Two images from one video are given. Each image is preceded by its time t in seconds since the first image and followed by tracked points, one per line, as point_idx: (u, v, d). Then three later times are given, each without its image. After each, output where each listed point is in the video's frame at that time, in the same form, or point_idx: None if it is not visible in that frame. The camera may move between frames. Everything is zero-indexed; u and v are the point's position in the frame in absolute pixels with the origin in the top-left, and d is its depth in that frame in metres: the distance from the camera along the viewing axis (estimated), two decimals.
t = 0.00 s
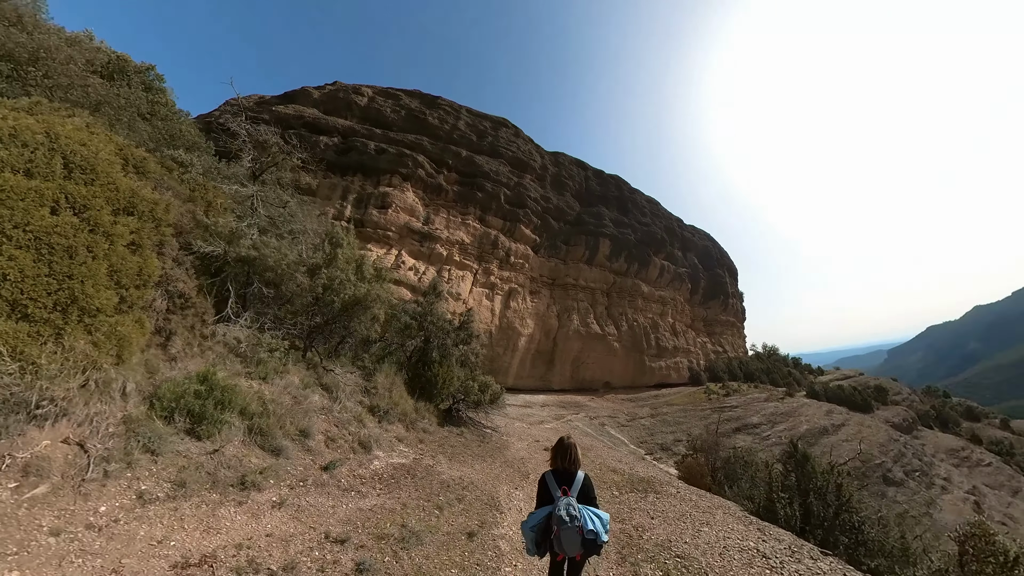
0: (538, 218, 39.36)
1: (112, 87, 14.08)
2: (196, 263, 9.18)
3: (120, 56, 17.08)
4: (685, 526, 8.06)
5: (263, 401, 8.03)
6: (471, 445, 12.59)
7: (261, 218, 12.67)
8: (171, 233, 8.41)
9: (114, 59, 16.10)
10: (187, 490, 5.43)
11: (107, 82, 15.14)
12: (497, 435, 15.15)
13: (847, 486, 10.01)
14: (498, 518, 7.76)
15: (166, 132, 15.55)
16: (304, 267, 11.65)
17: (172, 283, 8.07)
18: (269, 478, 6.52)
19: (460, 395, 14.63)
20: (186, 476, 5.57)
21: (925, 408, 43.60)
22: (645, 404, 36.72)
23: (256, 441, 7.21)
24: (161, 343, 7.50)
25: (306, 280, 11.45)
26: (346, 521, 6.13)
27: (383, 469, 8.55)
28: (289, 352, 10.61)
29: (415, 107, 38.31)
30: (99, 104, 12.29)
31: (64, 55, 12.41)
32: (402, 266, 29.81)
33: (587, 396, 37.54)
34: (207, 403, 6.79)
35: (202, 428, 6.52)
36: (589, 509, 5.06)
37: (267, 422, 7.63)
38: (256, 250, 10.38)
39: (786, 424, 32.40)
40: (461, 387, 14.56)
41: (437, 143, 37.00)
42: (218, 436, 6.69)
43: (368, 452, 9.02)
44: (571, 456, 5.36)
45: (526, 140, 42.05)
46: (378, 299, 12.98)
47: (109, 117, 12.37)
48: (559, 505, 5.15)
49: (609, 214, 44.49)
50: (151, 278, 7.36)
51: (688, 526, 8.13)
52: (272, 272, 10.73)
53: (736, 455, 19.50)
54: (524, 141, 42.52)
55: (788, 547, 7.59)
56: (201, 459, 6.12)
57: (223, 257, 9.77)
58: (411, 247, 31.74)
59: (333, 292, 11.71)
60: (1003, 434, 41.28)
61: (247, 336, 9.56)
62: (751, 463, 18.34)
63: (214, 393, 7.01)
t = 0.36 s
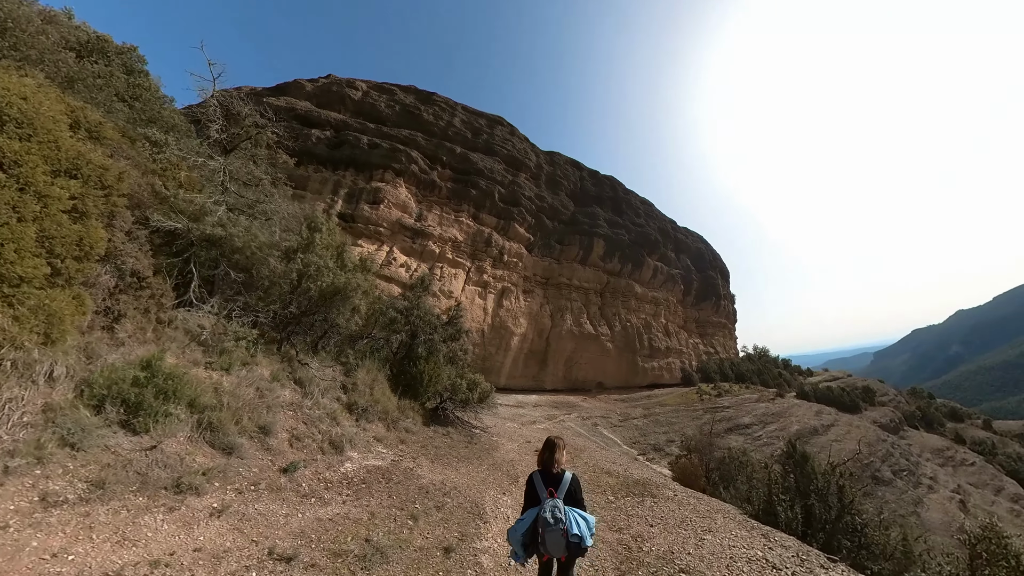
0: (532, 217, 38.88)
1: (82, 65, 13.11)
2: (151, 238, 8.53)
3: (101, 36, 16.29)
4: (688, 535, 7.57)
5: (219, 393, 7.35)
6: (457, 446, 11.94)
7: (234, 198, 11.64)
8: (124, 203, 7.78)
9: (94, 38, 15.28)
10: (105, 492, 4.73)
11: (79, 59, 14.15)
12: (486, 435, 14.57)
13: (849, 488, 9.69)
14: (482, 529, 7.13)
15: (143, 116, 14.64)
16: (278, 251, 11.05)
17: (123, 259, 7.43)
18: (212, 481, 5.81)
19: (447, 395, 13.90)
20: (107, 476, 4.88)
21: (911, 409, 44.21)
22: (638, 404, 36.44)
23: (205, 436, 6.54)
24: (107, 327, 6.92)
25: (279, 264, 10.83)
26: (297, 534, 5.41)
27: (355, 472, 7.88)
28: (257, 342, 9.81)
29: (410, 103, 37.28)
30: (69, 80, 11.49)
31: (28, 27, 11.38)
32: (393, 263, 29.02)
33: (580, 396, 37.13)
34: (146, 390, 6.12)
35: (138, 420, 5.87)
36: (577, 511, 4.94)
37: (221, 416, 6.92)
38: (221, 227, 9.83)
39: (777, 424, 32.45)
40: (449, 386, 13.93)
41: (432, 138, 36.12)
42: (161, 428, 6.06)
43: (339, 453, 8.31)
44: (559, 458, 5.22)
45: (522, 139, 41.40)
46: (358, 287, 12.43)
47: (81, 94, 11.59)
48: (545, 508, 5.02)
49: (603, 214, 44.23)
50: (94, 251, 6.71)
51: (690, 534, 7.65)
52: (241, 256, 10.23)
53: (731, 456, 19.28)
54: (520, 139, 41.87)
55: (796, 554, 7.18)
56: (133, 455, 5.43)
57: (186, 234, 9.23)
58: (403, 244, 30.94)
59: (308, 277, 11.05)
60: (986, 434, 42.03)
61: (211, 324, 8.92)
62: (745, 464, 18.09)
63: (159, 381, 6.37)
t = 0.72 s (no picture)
0: (532, 215, 38.26)
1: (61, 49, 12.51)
2: (110, 220, 8.15)
3: (86, 23, 15.76)
4: (705, 554, 6.94)
5: (172, 390, 6.74)
6: (448, 452, 11.29)
7: (216, 186, 11.14)
8: (76, 177, 7.36)
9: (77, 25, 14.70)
10: (6, 508, 3.87)
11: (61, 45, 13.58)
12: (480, 438, 13.93)
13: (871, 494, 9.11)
14: (471, 552, 6.46)
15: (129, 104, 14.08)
16: (254, 239, 10.31)
17: (68, 238, 6.99)
18: (146, 494, 5.06)
19: (441, 397, 13.18)
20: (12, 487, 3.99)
21: (916, 410, 43.55)
22: (639, 406, 35.79)
23: (148, 441, 5.83)
24: (50, 313, 6.49)
25: (255, 252, 10.18)
26: (240, 563, 4.65)
27: (327, 482, 7.24)
28: (226, 337, 9.15)
29: (408, 99, 36.65)
30: (46, 61, 10.98)
31: (0, 7, 10.76)
32: (389, 261, 28.39)
33: (580, 397, 36.53)
34: (76, 388, 5.42)
35: (64, 423, 5.15)
36: (579, 518, 4.72)
37: (170, 417, 6.24)
38: (188, 208, 9.11)
39: (780, 426, 31.83)
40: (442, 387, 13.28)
41: (430, 135, 35.48)
42: (95, 431, 5.38)
43: (313, 460, 7.72)
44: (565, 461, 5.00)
45: (521, 136, 40.71)
46: (342, 278, 11.58)
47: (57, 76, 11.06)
48: (547, 511, 4.85)
49: (604, 213, 43.60)
50: (31, 227, 6.17)
51: (707, 552, 7.02)
52: (212, 243, 9.63)
53: (737, 459, 18.65)
54: (519, 137, 41.19)
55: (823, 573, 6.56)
56: (52, 463, 4.65)
57: (150, 215, 8.75)
58: (400, 242, 30.34)
59: (286, 267, 10.25)
60: (992, 436, 41.37)
61: (178, 315, 8.40)
62: (751, 468, 17.42)
63: (94, 377, 5.68)
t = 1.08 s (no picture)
0: (531, 214, 37.71)
1: (39, 35, 12.00)
2: (63, 201, 7.42)
3: (69, 11, 15.24)
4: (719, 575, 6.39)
5: (116, 387, 6.05)
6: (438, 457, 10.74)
7: (188, 170, 10.53)
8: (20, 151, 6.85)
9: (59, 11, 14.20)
10: None
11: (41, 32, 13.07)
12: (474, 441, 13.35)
13: (892, 502, 8.57)
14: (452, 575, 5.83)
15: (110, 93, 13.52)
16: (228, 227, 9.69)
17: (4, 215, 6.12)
18: (64, 509, 4.39)
19: (433, 399, 12.60)
20: None
21: (921, 412, 42.91)
22: (640, 407, 35.18)
23: (81, 446, 5.12)
24: None
25: (229, 240, 9.51)
26: None
27: (293, 495, 6.66)
28: (192, 331, 8.68)
29: (405, 96, 36.14)
30: (18, 45, 10.51)
31: None
32: (386, 260, 27.80)
33: (580, 398, 35.92)
34: None
35: None
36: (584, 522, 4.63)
37: (110, 419, 5.54)
38: (152, 189, 8.30)
39: (784, 428, 31.23)
40: (434, 388, 12.68)
41: (427, 132, 34.96)
42: (16, 433, 4.63)
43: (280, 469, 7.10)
44: (572, 464, 4.92)
45: (520, 134, 40.19)
46: (325, 269, 11.05)
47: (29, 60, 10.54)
48: (551, 513, 4.77)
49: (604, 211, 43.04)
50: None
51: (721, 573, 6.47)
52: (180, 229, 8.94)
53: (744, 463, 18.03)
54: (518, 134, 40.66)
55: None
56: None
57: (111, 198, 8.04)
58: (397, 240, 29.76)
59: (266, 258, 9.79)
60: (999, 438, 40.67)
61: (141, 307, 7.76)
62: (757, 472, 16.80)
63: (13, 370, 4.89)
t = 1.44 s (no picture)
0: (530, 211, 37.17)
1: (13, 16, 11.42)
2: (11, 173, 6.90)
3: None
4: None
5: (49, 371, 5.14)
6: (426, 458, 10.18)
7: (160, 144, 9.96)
8: None
9: None
10: None
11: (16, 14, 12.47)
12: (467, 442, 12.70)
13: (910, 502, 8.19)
14: None
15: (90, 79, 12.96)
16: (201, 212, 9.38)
17: None
18: None
19: (424, 396, 12.03)
20: None
21: (924, 412, 42.40)
22: (641, 407, 34.59)
23: None
24: None
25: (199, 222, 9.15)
26: None
27: (250, 501, 5.87)
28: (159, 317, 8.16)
29: (403, 91, 35.59)
30: None
31: None
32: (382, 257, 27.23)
33: (580, 398, 35.34)
34: None
35: None
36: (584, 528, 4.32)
37: (37, 407, 4.60)
38: (112, 162, 7.81)
39: (788, 428, 30.69)
40: (425, 386, 12.09)
41: (425, 127, 34.45)
42: None
43: (240, 470, 6.41)
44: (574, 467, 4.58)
45: (519, 130, 39.67)
46: (305, 256, 10.75)
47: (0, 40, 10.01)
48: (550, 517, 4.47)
49: (604, 209, 42.52)
50: None
51: None
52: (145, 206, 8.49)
53: (750, 465, 17.46)
54: (518, 131, 40.12)
55: None
56: None
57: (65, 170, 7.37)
58: (393, 237, 29.21)
59: (242, 242, 9.44)
60: (1004, 438, 40.17)
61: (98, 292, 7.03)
62: (763, 474, 16.21)
63: None
